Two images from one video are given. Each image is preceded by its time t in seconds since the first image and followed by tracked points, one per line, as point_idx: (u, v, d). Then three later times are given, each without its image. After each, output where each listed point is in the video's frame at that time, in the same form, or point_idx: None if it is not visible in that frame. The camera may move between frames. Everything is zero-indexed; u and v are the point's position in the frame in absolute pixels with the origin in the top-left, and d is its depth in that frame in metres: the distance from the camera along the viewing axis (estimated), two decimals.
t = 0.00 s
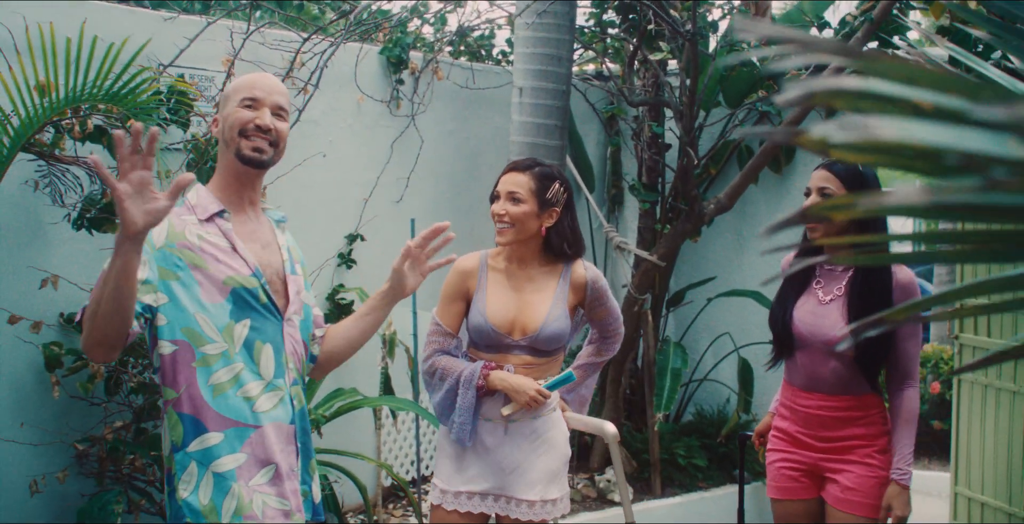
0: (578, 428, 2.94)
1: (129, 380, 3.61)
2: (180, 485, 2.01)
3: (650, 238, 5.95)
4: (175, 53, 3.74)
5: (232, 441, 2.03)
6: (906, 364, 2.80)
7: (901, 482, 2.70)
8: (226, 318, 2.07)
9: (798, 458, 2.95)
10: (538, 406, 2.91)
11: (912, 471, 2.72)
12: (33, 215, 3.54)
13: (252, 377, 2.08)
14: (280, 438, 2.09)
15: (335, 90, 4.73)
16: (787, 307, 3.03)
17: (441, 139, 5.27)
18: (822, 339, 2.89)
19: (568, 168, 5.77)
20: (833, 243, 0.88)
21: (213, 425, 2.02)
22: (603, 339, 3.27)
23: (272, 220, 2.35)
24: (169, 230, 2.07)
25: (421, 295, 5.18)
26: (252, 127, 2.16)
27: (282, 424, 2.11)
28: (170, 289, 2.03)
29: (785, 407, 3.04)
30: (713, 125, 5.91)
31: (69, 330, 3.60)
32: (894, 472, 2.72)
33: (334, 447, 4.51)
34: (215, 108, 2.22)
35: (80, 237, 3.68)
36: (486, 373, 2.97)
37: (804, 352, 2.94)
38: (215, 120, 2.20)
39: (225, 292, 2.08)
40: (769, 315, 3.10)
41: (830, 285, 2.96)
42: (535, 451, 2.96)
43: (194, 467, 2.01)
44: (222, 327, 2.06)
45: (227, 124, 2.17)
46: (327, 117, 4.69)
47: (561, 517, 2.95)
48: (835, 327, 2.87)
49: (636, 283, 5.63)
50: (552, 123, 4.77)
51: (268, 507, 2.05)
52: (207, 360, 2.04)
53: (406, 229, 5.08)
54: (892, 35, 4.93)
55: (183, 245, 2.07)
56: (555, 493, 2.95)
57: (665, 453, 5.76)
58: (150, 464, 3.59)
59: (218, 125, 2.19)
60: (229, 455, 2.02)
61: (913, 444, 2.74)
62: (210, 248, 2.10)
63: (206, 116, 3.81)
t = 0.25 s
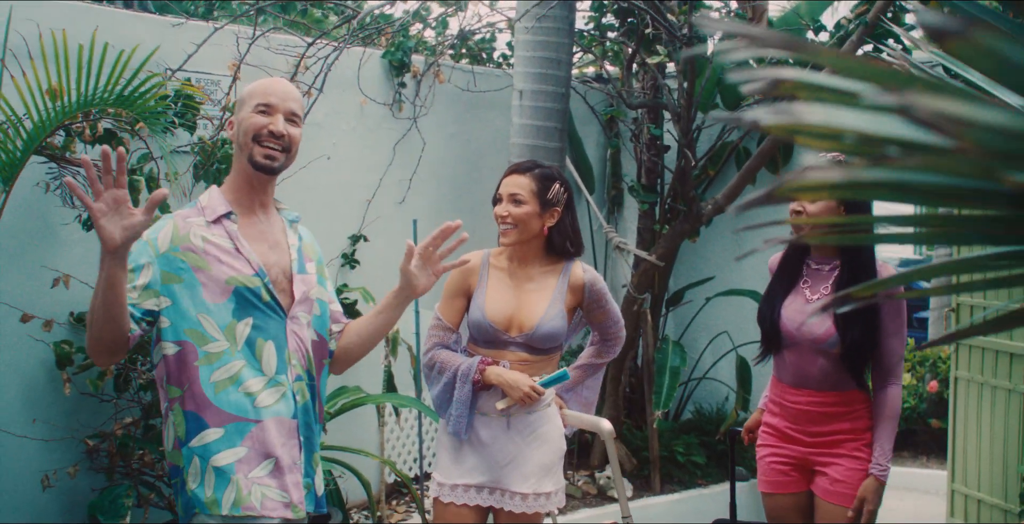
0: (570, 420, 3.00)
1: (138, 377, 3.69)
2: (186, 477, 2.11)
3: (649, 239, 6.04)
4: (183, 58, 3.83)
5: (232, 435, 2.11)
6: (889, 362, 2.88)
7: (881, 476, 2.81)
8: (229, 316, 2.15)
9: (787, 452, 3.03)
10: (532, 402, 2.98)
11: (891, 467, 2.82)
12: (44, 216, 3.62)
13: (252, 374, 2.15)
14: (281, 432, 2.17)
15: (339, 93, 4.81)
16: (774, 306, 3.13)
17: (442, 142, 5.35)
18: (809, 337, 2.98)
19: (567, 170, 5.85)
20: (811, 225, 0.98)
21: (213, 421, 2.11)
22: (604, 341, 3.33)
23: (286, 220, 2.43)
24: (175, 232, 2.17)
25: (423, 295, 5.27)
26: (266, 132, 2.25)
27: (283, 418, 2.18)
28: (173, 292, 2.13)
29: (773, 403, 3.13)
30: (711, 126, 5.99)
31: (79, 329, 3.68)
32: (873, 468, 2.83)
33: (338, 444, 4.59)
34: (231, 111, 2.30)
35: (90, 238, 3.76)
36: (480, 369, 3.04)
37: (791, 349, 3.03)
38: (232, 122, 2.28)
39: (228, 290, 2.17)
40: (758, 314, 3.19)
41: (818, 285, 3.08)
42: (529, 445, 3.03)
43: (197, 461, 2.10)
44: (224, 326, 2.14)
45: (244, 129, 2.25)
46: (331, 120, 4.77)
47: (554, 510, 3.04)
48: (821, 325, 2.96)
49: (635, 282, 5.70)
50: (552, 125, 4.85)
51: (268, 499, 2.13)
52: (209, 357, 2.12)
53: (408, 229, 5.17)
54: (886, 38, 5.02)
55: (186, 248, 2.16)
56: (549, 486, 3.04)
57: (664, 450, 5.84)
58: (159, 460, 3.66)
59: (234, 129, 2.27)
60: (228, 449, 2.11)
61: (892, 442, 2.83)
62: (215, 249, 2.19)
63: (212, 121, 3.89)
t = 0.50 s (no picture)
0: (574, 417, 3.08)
1: (153, 374, 3.77)
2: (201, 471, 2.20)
3: (655, 239, 6.11)
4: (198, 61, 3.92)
5: (243, 432, 2.18)
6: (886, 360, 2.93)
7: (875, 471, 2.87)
8: (243, 316, 2.22)
9: (786, 447, 3.10)
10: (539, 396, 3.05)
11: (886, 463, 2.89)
12: (62, 216, 3.71)
13: (265, 371, 2.22)
14: (292, 429, 2.24)
15: (349, 95, 4.89)
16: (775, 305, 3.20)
17: (451, 143, 5.43)
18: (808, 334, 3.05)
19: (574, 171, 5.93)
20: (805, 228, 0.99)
21: (226, 417, 2.18)
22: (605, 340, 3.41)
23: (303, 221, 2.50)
24: (192, 234, 2.25)
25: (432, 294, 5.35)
26: (308, 144, 2.32)
27: (294, 415, 2.25)
28: (190, 293, 2.22)
29: (772, 400, 3.20)
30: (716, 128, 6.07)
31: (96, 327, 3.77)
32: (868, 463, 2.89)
33: (348, 440, 4.67)
34: (258, 115, 2.35)
35: (107, 238, 3.85)
36: (487, 365, 3.11)
37: (791, 347, 3.10)
38: (263, 127, 2.34)
39: (242, 291, 2.23)
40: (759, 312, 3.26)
41: (817, 284, 3.15)
42: (535, 439, 3.10)
43: (212, 455, 2.19)
44: (238, 325, 2.21)
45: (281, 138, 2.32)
46: (342, 121, 4.85)
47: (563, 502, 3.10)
48: (821, 323, 3.02)
49: (641, 281, 5.77)
50: (559, 127, 4.92)
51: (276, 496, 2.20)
52: (224, 355, 2.20)
53: (417, 230, 5.25)
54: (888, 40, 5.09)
55: (203, 249, 2.24)
56: (556, 479, 3.10)
57: (670, 448, 5.91)
58: (175, 455, 3.75)
59: (268, 135, 2.32)
60: (240, 444, 2.18)
61: (887, 439, 2.90)
62: (232, 250, 2.26)
63: (226, 123, 3.97)
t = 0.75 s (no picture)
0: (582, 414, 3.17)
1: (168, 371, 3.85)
2: (230, 469, 2.20)
3: (659, 238, 6.18)
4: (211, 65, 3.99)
5: (274, 429, 2.20)
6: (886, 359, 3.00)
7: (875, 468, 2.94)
8: (268, 317, 2.22)
9: (788, 443, 3.17)
10: (552, 391, 3.13)
11: (886, 460, 2.95)
12: (78, 217, 3.78)
13: (291, 370, 2.24)
14: (316, 425, 2.27)
15: (358, 97, 4.96)
16: (777, 303, 3.26)
17: (458, 144, 5.51)
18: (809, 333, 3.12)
19: (579, 171, 6.00)
20: (810, 236, 1.05)
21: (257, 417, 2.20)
22: (606, 335, 3.50)
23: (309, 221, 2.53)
24: (220, 237, 2.19)
25: (439, 293, 5.42)
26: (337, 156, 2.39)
27: (318, 412, 2.29)
28: (220, 298, 2.18)
29: (774, 397, 3.26)
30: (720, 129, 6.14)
31: (111, 325, 3.83)
32: (868, 460, 2.96)
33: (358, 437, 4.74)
34: (289, 123, 2.34)
35: (121, 238, 3.92)
36: (502, 362, 3.16)
37: (793, 345, 3.17)
38: (295, 138, 2.34)
39: (268, 292, 2.22)
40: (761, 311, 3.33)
41: (817, 283, 3.21)
42: (547, 434, 3.18)
43: (242, 455, 2.19)
44: (264, 326, 2.21)
45: (315, 152, 2.36)
46: (351, 123, 4.92)
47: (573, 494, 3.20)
48: (822, 322, 3.09)
49: (646, 280, 5.84)
50: (565, 128, 4.99)
51: (308, 489, 2.23)
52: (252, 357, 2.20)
53: (425, 229, 5.32)
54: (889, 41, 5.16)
55: (230, 252, 2.19)
56: (568, 472, 3.19)
57: (675, 445, 5.98)
58: (189, 451, 3.82)
59: (302, 146, 2.34)
60: (273, 443, 2.20)
61: (887, 436, 2.97)
62: (256, 249, 2.24)
63: (238, 125, 4.05)
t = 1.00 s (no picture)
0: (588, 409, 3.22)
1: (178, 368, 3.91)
2: (266, 468, 2.11)
3: (659, 238, 6.25)
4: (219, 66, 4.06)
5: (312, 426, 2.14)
6: (884, 357, 3.06)
7: (872, 463, 3.00)
8: (303, 313, 2.16)
9: (788, 439, 3.23)
10: (558, 388, 3.18)
11: (883, 456, 3.01)
12: (90, 216, 3.84)
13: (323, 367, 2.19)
14: (347, 419, 2.22)
15: (363, 99, 5.03)
16: (779, 301, 3.33)
17: (460, 145, 5.57)
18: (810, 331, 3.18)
19: (580, 172, 6.07)
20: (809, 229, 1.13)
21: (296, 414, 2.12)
22: (609, 332, 3.58)
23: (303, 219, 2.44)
24: (262, 234, 2.09)
25: (442, 292, 5.49)
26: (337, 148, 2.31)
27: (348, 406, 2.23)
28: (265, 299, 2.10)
29: (774, 394, 3.33)
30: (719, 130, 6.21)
31: (121, 322, 3.90)
32: (866, 456, 3.02)
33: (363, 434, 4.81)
34: (300, 121, 2.25)
35: (132, 237, 3.98)
36: (509, 358, 3.22)
37: (793, 342, 3.23)
38: (305, 137, 2.26)
39: (305, 288, 2.16)
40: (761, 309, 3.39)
41: (818, 282, 3.28)
42: (552, 429, 3.24)
43: (281, 453, 2.11)
44: (301, 323, 2.15)
45: (322, 151, 2.28)
46: (356, 124, 4.99)
47: (578, 488, 3.26)
48: (822, 320, 3.15)
49: (646, 280, 5.90)
50: (566, 129, 5.06)
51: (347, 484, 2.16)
52: (289, 355, 2.13)
53: (428, 229, 5.39)
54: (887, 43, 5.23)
55: (275, 252, 2.11)
56: (573, 466, 3.25)
57: (674, 443, 6.05)
58: (199, 447, 3.88)
59: (309, 145, 2.26)
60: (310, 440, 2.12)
61: (885, 432, 3.03)
62: (290, 245, 2.17)
63: (247, 126, 4.11)
